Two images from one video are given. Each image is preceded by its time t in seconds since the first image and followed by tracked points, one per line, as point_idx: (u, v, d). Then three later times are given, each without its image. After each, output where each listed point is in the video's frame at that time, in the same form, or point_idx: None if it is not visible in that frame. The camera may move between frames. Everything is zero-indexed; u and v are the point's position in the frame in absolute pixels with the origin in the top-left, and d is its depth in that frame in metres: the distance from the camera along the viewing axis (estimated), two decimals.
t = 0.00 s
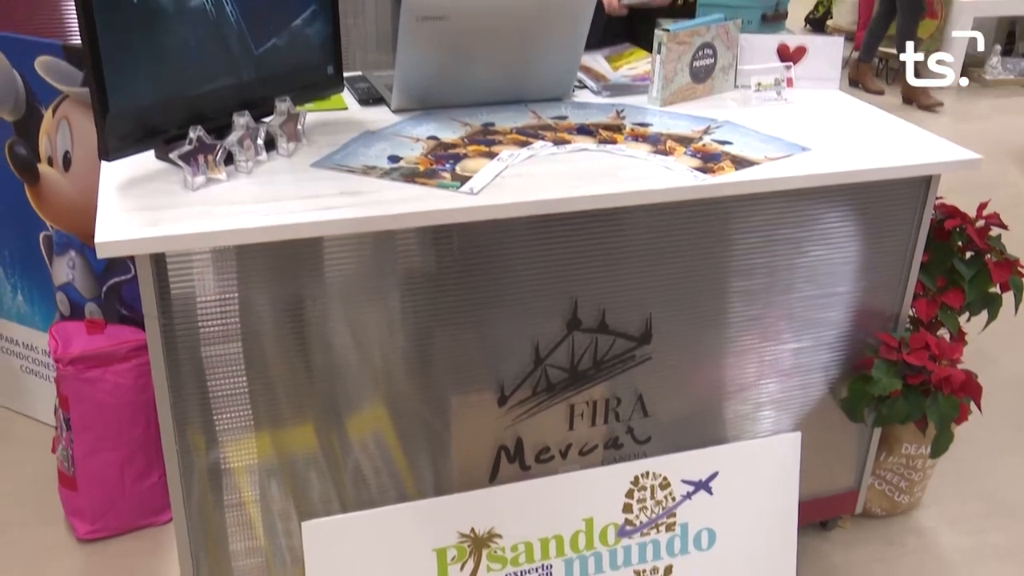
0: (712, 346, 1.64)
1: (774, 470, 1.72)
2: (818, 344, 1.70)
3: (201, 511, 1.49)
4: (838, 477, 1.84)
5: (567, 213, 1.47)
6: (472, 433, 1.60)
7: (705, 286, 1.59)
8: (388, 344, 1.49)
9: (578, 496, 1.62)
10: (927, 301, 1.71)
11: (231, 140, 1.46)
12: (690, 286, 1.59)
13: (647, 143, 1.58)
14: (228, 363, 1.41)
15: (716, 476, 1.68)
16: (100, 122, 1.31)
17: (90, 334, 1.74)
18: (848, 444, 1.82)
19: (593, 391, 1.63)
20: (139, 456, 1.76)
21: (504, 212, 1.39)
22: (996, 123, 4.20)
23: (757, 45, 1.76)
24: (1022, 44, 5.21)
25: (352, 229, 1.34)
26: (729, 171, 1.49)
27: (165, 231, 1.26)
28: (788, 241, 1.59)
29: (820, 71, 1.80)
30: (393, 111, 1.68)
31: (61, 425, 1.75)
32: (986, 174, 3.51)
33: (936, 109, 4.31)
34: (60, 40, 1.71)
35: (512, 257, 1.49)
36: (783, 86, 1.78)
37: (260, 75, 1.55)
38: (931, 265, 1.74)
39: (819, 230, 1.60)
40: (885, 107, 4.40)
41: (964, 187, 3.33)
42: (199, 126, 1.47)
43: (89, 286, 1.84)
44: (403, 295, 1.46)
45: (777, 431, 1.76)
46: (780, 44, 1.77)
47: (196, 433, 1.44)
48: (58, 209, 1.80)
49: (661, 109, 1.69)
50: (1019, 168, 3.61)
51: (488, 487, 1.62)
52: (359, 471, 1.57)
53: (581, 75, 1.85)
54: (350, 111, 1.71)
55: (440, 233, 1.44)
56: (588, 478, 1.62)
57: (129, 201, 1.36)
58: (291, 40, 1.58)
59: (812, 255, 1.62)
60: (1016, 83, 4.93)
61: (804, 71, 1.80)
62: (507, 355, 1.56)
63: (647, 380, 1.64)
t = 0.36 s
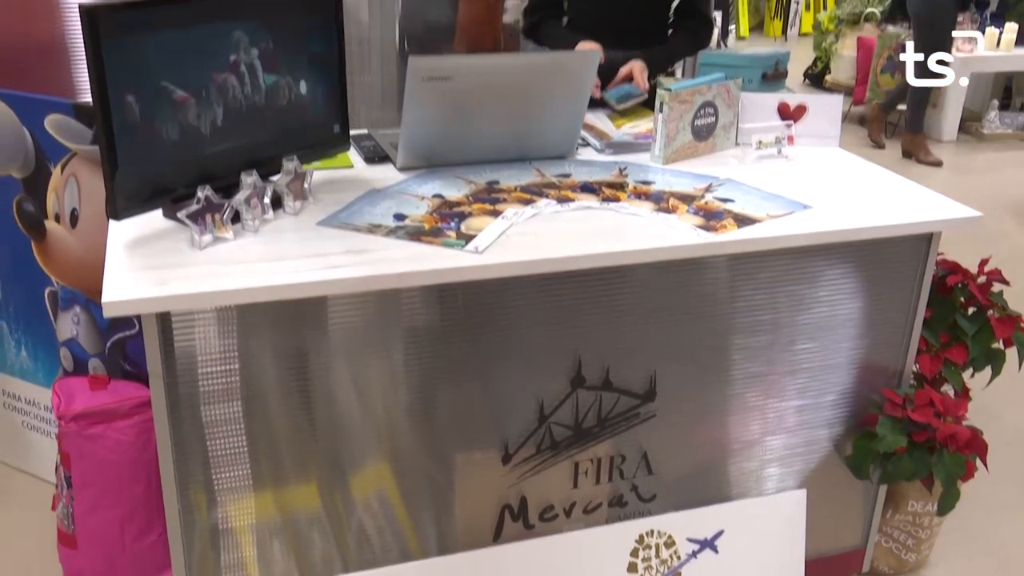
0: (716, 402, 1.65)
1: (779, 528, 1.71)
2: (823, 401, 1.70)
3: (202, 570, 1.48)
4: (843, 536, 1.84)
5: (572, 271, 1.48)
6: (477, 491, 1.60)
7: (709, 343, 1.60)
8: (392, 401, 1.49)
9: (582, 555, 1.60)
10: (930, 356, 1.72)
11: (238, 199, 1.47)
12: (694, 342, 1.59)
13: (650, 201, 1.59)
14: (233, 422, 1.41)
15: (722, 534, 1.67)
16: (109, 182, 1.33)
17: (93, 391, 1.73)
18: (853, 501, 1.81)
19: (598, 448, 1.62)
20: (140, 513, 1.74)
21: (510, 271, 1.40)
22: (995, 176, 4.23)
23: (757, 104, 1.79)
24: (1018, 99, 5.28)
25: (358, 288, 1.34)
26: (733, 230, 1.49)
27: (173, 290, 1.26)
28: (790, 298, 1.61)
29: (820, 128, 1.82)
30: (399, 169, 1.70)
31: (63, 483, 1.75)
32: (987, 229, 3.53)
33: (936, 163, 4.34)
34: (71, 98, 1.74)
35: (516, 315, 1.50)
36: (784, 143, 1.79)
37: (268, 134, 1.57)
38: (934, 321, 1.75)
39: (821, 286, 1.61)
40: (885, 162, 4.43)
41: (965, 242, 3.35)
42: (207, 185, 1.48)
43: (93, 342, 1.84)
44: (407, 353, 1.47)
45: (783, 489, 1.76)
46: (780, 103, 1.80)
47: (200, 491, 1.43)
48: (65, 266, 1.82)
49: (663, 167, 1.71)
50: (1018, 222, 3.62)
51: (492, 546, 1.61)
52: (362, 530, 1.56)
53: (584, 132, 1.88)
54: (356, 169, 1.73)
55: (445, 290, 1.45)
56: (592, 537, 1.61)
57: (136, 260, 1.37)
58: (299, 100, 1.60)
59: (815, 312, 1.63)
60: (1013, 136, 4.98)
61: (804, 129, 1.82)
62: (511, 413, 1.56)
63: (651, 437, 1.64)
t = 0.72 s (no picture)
0: (717, 460, 1.65)
1: None
2: (825, 458, 1.70)
3: None
4: None
5: (571, 331, 1.49)
6: (478, 552, 1.59)
7: (710, 401, 1.61)
8: (392, 461, 1.48)
9: None
10: (932, 413, 1.71)
11: (239, 260, 1.47)
12: (695, 400, 1.60)
13: (648, 259, 1.60)
14: (230, 484, 1.40)
15: None
16: (110, 245, 1.34)
17: (91, 453, 1.73)
18: (857, 559, 1.79)
19: (599, 507, 1.62)
20: None
21: (510, 330, 1.40)
22: (991, 229, 4.26)
23: (751, 162, 1.80)
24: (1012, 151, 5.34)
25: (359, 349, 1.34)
26: (731, 288, 1.50)
27: (174, 352, 1.25)
28: (790, 355, 1.62)
29: (815, 185, 1.84)
30: (399, 229, 1.71)
31: (59, 544, 1.74)
32: (985, 282, 3.54)
33: (931, 217, 4.36)
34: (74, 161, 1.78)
35: (516, 374, 1.50)
36: (781, 201, 1.82)
37: (269, 196, 1.59)
38: (934, 376, 1.76)
39: (819, 341, 1.62)
40: (880, 215, 4.45)
41: (963, 296, 3.36)
42: (208, 247, 1.49)
43: (92, 402, 1.84)
44: (407, 413, 1.47)
45: (787, 548, 1.75)
46: (775, 160, 1.81)
47: (198, 555, 1.41)
48: (65, 325, 1.83)
49: (660, 225, 1.72)
50: (1016, 274, 3.64)
51: None
52: None
53: (582, 192, 1.89)
54: (356, 230, 1.74)
55: (444, 350, 1.46)
56: None
57: (137, 321, 1.37)
58: (300, 163, 1.62)
59: (814, 368, 1.64)
60: (1007, 187, 5.03)
61: (799, 186, 1.83)
62: (512, 473, 1.55)
63: (652, 496, 1.64)
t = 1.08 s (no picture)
0: (723, 521, 1.66)
1: None
2: (833, 518, 1.70)
3: None
4: None
5: (575, 393, 1.51)
6: None
7: (716, 462, 1.62)
8: (394, 523, 1.49)
9: None
10: (939, 472, 1.71)
11: (242, 324, 1.47)
12: (700, 461, 1.62)
13: (651, 319, 1.60)
14: (229, 553, 1.37)
15: None
16: (114, 311, 1.34)
17: (91, 517, 1.73)
18: None
19: (604, 571, 1.63)
20: None
21: (515, 393, 1.38)
22: (992, 281, 4.28)
23: (752, 223, 1.81)
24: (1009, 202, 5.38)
25: (363, 414, 1.32)
26: (734, 348, 1.49)
27: (177, 419, 1.24)
28: (795, 415, 1.63)
29: (815, 243, 1.86)
30: (402, 290, 1.72)
31: None
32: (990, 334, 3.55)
33: (933, 270, 4.38)
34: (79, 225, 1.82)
35: (520, 436, 1.52)
36: (783, 259, 1.83)
37: (272, 260, 1.59)
38: (940, 435, 1.76)
39: (824, 398, 1.62)
40: (882, 267, 4.46)
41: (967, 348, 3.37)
42: (211, 312, 1.49)
43: (93, 466, 1.85)
44: (410, 475, 1.47)
45: None
46: (775, 220, 1.82)
47: None
48: (68, 389, 1.84)
49: (662, 285, 1.73)
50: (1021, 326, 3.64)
51: None
52: None
53: (583, 251, 1.90)
54: (358, 291, 1.75)
55: (448, 414, 1.48)
56: None
57: (140, 387, 1.36)
58: (304, 225, 1.63)
59: (820, 427, 1.64)
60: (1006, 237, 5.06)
61: (799, 245, 1.85)
62: (518, 537, 1.57)
63: (660, 559, 1.66)
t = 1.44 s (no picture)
0: (737, 566, 1.64)
1: None
2: (850, 563, 1.67)
3: None
4: None
5: (588, 440, 1.51)
6: None
7: (729, 506, 1.62)
8: (403, 564, 1.48)
9: None
10: (956, 516, 1.67)
11: (253, 368, 1.47)
12: (714, 505, 1.61)
13: (663, 362, 1.59)
14: None
15: None
16: (126, 357, 1.34)
17: (100, 561, 1.71)
18: None
19: None
20: None
21: (527, 438, 1.37)
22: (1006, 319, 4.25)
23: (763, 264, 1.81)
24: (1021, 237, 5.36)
25: (374, 459, 1.31)
26: (747, 391, 1.48)
27: (187, 464, 1.23)
28: (810, 459, 1.62)
29: (828, 284, 1.85)
30: (412, 332, 1.72)
31: None
32: (1005, 375, 3.52)
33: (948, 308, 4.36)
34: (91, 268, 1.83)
35: (532, 480, 1.51)
36: (794, 301, 1.82)
37: (284, 303, 1.59)
38: (957, 478, 1.74)
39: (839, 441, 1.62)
40: (894, 306, 4.43)
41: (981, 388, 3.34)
42: (223, 355, 1.49)
43: (103, 509, 1.84)
44: (420, 519, 1.47)
45: None
46: (787, 261, 1.82)
47: None
48: (79, 431, 1.84)
49: (674, 326, 1.73)
50: None
51: None
52: None
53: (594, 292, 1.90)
54: (369, 333, 1.75)
55: (456, 458, 1.47)
56: None
57: (151, 432, 1.35)
58: (315, 268, 1.63)
59: (835, 470, 1.63)
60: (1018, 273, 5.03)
61: (810, 285, 1.84)
62: None
63: None
